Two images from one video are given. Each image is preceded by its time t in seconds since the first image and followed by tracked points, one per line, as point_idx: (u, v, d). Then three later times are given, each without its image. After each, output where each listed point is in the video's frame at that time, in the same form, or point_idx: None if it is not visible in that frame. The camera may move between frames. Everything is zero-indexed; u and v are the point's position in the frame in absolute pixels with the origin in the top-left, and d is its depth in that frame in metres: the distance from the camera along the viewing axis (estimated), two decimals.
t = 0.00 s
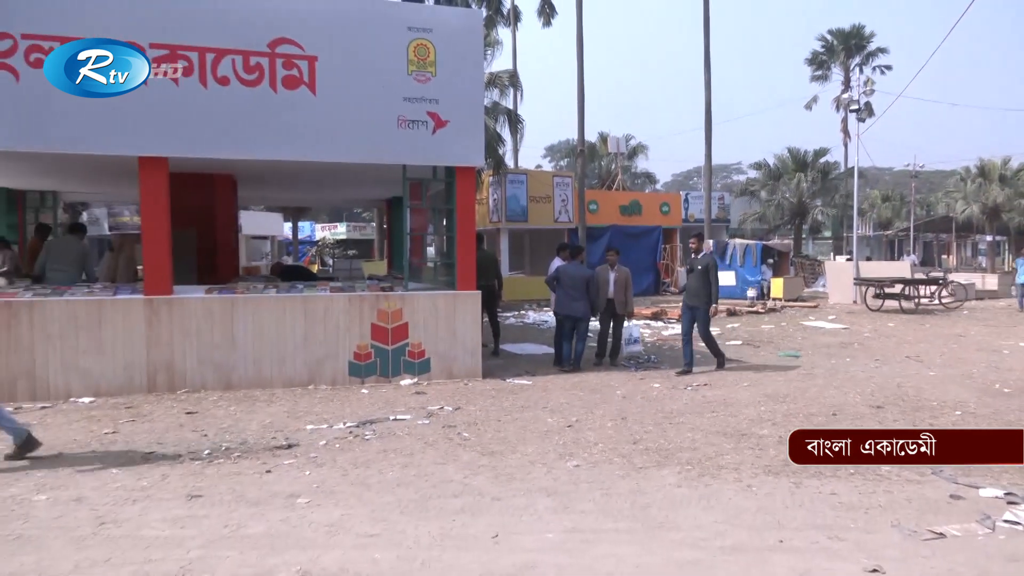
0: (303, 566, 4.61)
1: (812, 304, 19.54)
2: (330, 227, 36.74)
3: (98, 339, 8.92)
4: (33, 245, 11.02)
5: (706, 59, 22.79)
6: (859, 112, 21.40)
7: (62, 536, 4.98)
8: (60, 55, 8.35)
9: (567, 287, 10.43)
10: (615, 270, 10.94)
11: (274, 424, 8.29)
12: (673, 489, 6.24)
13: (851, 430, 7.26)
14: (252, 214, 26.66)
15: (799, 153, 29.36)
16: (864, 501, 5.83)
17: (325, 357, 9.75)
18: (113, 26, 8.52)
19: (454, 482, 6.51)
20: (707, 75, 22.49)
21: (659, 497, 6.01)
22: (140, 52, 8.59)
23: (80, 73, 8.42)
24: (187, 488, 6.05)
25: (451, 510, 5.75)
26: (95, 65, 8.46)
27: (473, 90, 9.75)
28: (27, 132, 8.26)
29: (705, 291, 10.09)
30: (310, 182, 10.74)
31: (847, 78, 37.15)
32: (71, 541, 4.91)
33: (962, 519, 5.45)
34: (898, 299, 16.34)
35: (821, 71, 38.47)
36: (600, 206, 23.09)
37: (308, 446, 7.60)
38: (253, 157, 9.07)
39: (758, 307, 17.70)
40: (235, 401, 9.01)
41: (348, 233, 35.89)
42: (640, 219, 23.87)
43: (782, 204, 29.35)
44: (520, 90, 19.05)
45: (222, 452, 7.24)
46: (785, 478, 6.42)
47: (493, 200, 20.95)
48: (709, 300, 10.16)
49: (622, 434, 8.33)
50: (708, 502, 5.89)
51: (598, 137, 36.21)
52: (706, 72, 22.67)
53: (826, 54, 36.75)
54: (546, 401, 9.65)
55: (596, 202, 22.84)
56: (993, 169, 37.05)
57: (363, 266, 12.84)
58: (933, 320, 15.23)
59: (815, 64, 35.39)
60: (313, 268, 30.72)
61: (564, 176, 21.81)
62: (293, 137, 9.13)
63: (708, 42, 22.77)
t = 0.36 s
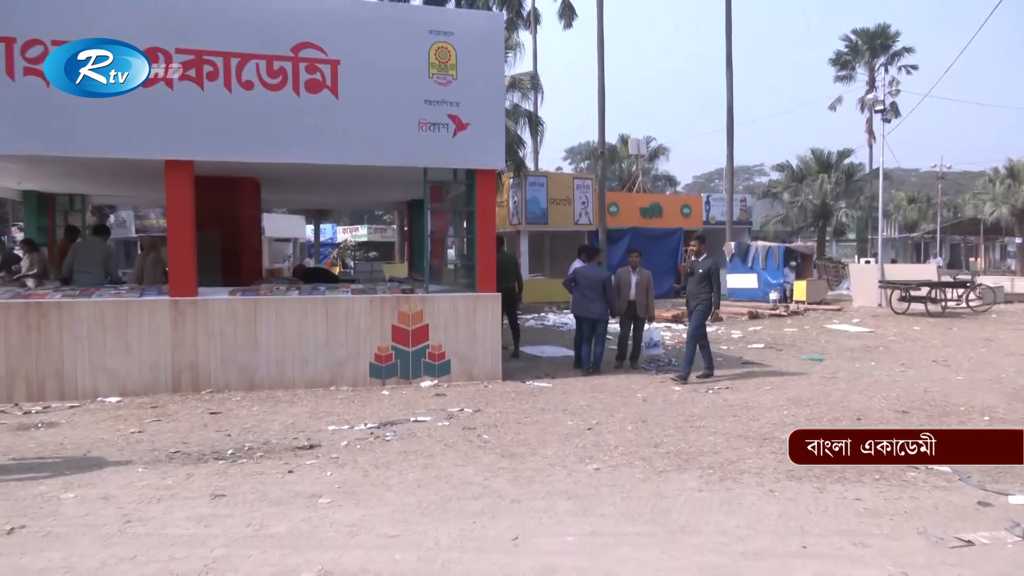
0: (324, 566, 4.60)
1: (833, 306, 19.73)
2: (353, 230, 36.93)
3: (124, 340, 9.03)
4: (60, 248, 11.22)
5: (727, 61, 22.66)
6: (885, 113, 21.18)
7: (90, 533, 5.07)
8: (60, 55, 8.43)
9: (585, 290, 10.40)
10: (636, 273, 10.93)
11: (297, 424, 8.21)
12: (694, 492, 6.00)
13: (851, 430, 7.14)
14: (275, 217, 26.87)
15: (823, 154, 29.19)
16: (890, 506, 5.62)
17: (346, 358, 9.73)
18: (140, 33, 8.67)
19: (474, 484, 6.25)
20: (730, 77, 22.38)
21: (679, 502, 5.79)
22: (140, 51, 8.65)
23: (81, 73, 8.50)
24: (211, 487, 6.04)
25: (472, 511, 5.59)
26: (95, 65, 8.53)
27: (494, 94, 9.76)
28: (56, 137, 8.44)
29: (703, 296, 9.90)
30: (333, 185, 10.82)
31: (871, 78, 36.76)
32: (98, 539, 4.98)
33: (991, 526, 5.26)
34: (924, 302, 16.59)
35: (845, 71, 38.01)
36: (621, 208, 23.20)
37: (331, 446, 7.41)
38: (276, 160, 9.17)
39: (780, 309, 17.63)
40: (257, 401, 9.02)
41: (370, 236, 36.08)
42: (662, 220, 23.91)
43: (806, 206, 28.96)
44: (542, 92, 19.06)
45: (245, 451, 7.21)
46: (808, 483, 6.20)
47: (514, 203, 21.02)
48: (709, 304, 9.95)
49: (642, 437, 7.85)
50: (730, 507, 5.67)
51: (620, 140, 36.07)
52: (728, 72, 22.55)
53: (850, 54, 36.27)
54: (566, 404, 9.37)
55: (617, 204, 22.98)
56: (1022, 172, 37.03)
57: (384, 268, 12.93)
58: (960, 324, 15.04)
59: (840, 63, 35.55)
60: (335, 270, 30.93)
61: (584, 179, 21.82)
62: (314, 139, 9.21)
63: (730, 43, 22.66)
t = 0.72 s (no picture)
0: (328, 568, 4.60)
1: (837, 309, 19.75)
2: (355, 232, 36.98)
3: (128, 342, 9.03)
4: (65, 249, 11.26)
5: (731, 63, 22.66)
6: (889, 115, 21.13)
7: (95, 535, 5.07)
8: (60, 55, 8.44)
9: (584, 291, 10.41)
10: (640, 275, 10.87)
11: (301, 426, 8.21)
12: (698, 495, 6.00)
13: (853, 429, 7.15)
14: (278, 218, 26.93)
15: (828, 156, 29.04)
16: (894, 509, 5.60)
17: (350, 361, 9.71)
18: (146, 36, 8.68)
19: (477, 486, 6.25)
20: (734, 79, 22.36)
21: (684, 504, 5.79)
22: (140, 50, 8.65)
23: (81, 73, 8.50)
24: (216, 489, 6.05)
25: (475, 514, 5.58)
26: (95, 65, 8.53)
27: (498, 96, 9.76)
28: (61, 140, 8.46)
29: (684, 297, 9.77)
30: (336, 187, 10.83)
31: (874, 80, 36.75)
32: (103, 540, 4.99)
33: (996, 530, 5.24)
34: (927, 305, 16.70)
35: (850, 73, 37.93)
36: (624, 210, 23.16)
37: (334, 448, 7.42)
38: (279, 162, 9.17)
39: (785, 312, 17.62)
40: (260, 403, 9.01)
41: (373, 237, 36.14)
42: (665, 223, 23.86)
43: (810, 209, 28.99)
44: (545, 95, 19.07)
45: (249, 453, 7.21)
46: (812, 486, 6.18)
47: (516, 205, 21.05)
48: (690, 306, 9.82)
49: (646, 439, 7.85)
50: (734, 509, 5.67)
51: (623, 141, 36.07)
52: (732, 74, 22.53)
53: (854, 56, 36.20)
54: (569, 406, 9.34)
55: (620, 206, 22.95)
56: None
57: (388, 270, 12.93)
58: (965, 327, 15.01)
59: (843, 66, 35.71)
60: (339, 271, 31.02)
61: (588, 181, 21.80)
62: (318, 142, 9.22)
63: (734, 44, 22.65)
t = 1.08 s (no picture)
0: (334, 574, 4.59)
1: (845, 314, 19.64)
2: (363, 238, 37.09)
3: (137, 347, 9.06)
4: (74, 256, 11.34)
5: (737, 69, 22.67)
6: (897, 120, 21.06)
7: (102, 540, 5.07)
8: (60, 56, 8.47)
9: (587, 297, 10.40)
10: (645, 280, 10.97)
11: (308, 432, 8.21)
12: (706, 502, 5.98)
13: (857, 428, 7.22)
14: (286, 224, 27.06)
15: (835, 163, 28.66)
16: (904, 518, 5.56)
17: (357, 366, 9.71)
18: (154, 43, 8.73)
19: (484, 492, 6.24)
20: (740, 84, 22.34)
21: (691, 511, 5.77)
22: (140, 50, 8.68)
23: (81, 73, 8.52)
24: (222, 495, 6.05)
25: (482, 520, 5.57)
26: (95, 65, 8.55)
27: (504, 102, 9.77)
28: (70, 146, 8.51)
29: (670, 307, 9.62)
30: (344, 193, 10.86)
31: (882, 86, 36.68)
32: (111, 545, 5.00)
33: (1007, 538, 5.20)
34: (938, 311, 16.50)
35: (857, 78, 37.89)
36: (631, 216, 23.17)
37: (341, 454, 7.42)
38: (287, 168, 9.20)
39: (793, 318, 17.59)
40: (268, 409, 9.02)
41: (380, 243, 36.21)
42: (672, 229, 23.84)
43: (818, 214, 28.93)
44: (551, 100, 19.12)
45: (256, 459, 7.22)
46: (821, 493, 6.15)
47: (523, 212, 21.14)
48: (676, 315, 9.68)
49: (653, 445, 7.83)
50: (742, 517, 5.65)
51: (630, 147, 36.08)
52: (739, 79, 22.52)
53: (862, 62, 36.14)
54: (576, 412, 9.31)
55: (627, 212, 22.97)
56: None
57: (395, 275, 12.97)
58: (974, 333, 14.93)
59: (851, 72, 35.75)
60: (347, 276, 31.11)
61: (595, 187, 21.79)
62: (326, 147, 9.24)
63: (740, 50, 22.63)
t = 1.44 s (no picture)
0: None
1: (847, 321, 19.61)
2: (365, 244, 37.13)
3: (140, 354, 9.06)
4: (76, 262, 11.30)
5: (738, 76, 22.71)
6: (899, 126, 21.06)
7: (104, 547, 5.06)
8: (60, 57, 8.49)
9: (587, 305, 10.39)
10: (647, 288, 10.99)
11: (309, 439, 8.19)
12: (708, 509, 5.96)
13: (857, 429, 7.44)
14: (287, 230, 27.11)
15: (837, 169, 29.11)
16: (907, 525, 5.54)
17: (359, 373, 9.70)
18: (157, 49, 8.76)
19: (486, 499, 6.22)
20: (741, 91, 22.39)
21: (694, 519, 5.74)
22: (140, 49, 8.71)
23: (81, 73, 8.54)
24: (224, 502, 6.04)
25: (484, 528, 5.55)
26: (95, 65, 8.57)
27: (506, 109, 9.78)
28: (73, 154, 8.52)
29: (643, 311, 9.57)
30: (345, 200, 10.87)
31: (883, 93, 36.70)
32: (112, 552, 4.98)
33: (1011, 545, 5.18)
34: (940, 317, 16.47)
35: (859, 85, 37.92)
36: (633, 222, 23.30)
37: (342, 460, 7.41)
38: (289, 175, 9.20)
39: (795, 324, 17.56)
40: (270, 416, 9.00)
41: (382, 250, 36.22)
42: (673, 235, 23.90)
43: (819, 220, 28.93)
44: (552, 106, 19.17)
45: (257, 466, 7.21)
46: (824, 500, 6.13)
47: (525, 217, 21.05)
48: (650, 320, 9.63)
49: (655, 452, 7.81)
50: (744, 524, 5.62)
51: (632, 153, 36.12)
52: (740, 86, 22.55)
53: (863, 68, 36.17)
54: (578, 419, 9.29)
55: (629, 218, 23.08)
56: None
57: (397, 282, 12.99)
58: (977, 340, 14.89)
59: (852, 78, 35.83)
60: (349, 282, 31.16)
61: (596, 194, 21.85)
62: (328, 153, 9.25)
63: (740, 57, 22.68)
